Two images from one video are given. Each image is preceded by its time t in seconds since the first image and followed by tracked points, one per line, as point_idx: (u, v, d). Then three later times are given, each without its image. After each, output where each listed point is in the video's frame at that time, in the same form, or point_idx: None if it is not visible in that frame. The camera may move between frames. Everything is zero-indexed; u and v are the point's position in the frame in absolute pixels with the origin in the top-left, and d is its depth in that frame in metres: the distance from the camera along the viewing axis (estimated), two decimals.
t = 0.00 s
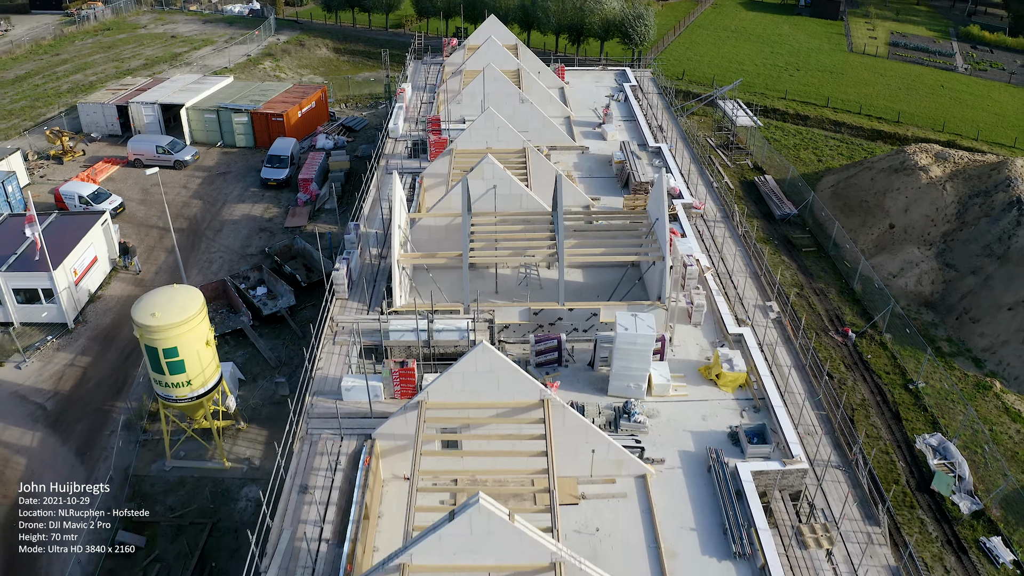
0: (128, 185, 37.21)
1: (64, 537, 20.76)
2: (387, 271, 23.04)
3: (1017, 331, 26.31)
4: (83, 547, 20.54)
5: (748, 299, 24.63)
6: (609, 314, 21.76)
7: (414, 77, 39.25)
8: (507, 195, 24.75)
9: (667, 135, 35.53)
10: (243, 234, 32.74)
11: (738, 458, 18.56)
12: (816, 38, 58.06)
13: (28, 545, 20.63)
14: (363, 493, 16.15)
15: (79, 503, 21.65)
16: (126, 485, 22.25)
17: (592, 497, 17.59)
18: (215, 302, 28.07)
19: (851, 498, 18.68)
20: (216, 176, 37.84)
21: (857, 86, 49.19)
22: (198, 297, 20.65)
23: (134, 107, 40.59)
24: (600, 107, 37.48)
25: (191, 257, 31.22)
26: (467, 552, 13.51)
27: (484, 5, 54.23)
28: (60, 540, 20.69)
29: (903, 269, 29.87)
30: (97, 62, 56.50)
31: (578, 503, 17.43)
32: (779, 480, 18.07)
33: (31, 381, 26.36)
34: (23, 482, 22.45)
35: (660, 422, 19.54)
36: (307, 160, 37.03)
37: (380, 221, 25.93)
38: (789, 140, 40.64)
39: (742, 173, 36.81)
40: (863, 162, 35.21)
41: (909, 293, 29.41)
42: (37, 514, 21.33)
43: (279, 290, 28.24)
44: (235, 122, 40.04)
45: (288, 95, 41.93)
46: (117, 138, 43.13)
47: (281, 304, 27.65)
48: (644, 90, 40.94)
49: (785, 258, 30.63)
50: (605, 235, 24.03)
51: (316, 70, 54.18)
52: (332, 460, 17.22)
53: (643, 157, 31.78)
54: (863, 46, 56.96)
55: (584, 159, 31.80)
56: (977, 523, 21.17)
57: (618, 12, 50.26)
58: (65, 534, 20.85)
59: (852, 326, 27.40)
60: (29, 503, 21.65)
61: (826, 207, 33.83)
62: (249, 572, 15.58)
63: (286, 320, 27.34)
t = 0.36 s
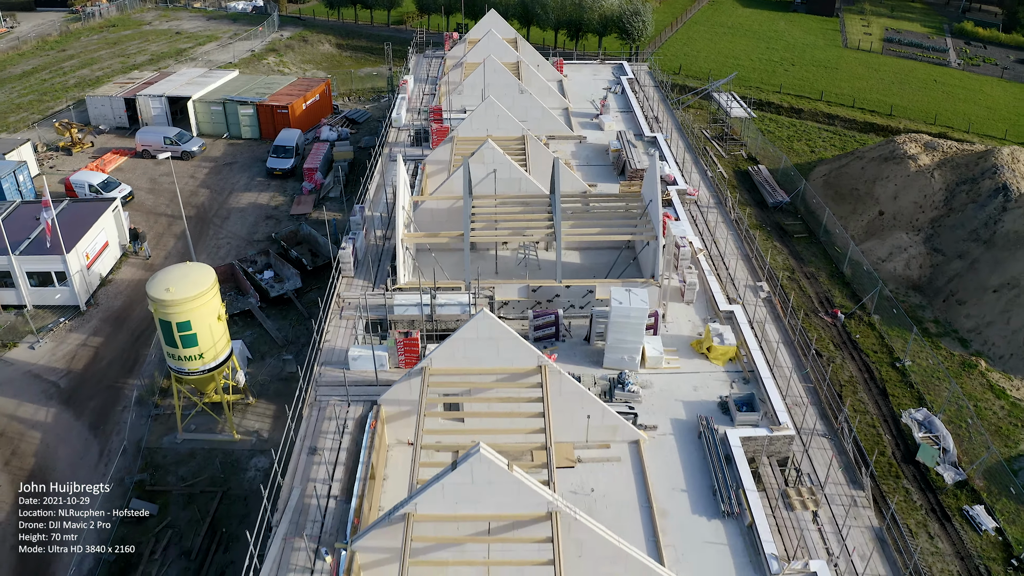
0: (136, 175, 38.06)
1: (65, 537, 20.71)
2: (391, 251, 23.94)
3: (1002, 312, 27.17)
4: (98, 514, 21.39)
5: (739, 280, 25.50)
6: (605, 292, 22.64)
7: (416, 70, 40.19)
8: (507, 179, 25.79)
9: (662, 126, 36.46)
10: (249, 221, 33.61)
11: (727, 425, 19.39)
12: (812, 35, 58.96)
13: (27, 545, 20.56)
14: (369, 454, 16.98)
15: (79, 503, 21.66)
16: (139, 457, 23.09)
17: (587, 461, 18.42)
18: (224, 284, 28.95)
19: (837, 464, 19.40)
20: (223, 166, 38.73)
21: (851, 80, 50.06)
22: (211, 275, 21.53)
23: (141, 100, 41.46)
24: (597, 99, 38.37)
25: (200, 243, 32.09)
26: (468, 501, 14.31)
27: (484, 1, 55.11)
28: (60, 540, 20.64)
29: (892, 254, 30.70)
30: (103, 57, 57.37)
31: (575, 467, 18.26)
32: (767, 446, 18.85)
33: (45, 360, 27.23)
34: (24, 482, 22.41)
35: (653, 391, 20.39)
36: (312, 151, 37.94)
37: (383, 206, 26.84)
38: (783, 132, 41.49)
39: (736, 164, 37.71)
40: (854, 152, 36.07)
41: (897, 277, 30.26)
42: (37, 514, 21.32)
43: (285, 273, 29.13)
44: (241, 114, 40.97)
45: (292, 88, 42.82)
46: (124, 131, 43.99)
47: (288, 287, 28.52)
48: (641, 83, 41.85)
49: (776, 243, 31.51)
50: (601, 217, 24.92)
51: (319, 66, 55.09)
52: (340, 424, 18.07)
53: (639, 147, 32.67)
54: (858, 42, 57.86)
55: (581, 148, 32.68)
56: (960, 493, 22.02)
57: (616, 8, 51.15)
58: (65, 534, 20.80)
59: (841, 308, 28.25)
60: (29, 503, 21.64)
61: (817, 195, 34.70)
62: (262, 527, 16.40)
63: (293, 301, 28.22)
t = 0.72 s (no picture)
0: (144, 165, 38.95)
1: (64, 537, 20.72)
2: (394, 233, 24.87)
3: (986, 293, 28.07)
4: (111, 483, 22.28)
5: (730, 261, 26.41)
6: (600, 270, 23.53)
7: (418, 63, 41.16)
8: (506, 163, 26.88)
9: (658, 117, 37.38)
10: (256, 209, 34.50)
11: (717, 394, 20.24)
12: (807, 30, 59.89)
13: (27, 545, 20.52)
14: (375, 418, 17.85)
15: (79, 503, 21.64)
16: (151, 429, 23.96)
17: (582, 427, 19.25)
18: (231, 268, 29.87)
19: (823, 432, 20.20)
20: (229, 157, 39.65)
21: (845, 75, 50.96)
22: (222, 253, 22.38)
23: (149, 93, 42.36)
24: (594, 91, 39.29)
25: (207, 229, 32.97)
26: (468, 455, 15.25)
27: None
28: (60, 540, 20.63)
29: (881, 239, 31.57)
30: (109, 53, 58.28)
31: (570, 432, 19.08)
32: (755, 414, 19.61)
33: (58, 341, 28.11)
34: (25, 482, 22.39)
35: (646, 363, 21.29)
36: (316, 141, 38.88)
37: (386, 190, 27.78)
38: (776, 124, 42.37)
39: (730, 154, 38.63)
40: (846, 142, 36.98)
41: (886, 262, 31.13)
42: (37, 514, 21.28)
43: (291, 257, 30.06)
44: (246, 106, 41.91)
45: (296, 81, 43.75)
46: (132, 123, 44.89)
47: (294, 270, 29.44)
48: (638, 76, 42.77)
49: (768, 229, 32.42)
50: (596, 200, 25.86)
51: (322, 61, 55.99)
52: (346, 391, 18.97)
53: (635, 135, 33.57)
54: (853, 38, 58.80)
55: (578, 137, 33.56)
56: (943, 463, 22.86)
57: (613, 4, 51.93)
58: (65, 534, 20.80)
59: (830, 290, 29.13)
60: (28, 503, 21.58)
61: (809, 184, 35.59)
62: (272, 486, 17.26)
63: (299, 284, 29.12)
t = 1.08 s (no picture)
0: (151, 156, 39.86)
1: (65, 537, 20.66)
2: (398, 216, 25.80)
3: (971, 276, 28.99)
4: (124, 454, 23.15)
5: (722, 244, 27.34)
6: (595, 251, 24.45)
7: (419, 57, 42.09)
8: (505, 150, 27.86)
9: (653, 109, 38.30)
10: (261, 197, 35.42)
11: (707, 366, 21.12)
12: (802, 27, 60.84)
13: (27, 545, 20.43)
14: (379, 386, 18.75)
15: (79, 503, 21.59)
16: (162, 405, 24.84)
17: (578, 396, 20.11)
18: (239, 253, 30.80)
19: (809, 402, 21.06)
20: (235, 148, 40.57)
21: (839, 70, 51.87)
22: (232, 234, 23.28)
23: (156, 86, 43.29)
24: (592, 83, 40.19)
25: (214, 217, 33.88)
26: (469, 415, 16.26)
27: None
28: (60, 540, 20.59)
29: (870, 226, 32.45)
30: (114, 49, 59.18)
31: (566, 402, 19.92)
32: (743, 385, 20.41)
33: (70, 323, 29.00)
34: (24, 483, 22.25)
35: (639, 338, 22.20)
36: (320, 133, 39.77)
37: (389, 177, 28.73)
38: (770, 116, 43.29)
39: (724, 145, 39.55)
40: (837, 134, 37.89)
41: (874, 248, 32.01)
42: (36, 515, 21.18)
43: (297, 243, 31.01)
44: (251, 99, 42.88)
45: (299, 75, 44.71)
46: (138, 116, 45.79)
47: (299, 255, 30.38)
48: (634, 70, 43.71)
49: (760, 217, 33.35)
50: (592, 185, 26.78)
51: (325, 56, 56.91)
52: (352, 361, 19.90)
53: (631, 126, 34.48)
54: (847, 34, 59.72)
55: (576, 128, 34.44)
56: (927, 436, 23.72)
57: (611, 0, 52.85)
58: (66, 534, 20.74)
59: (819, 273, 30.04)
60: (28, 503, 21.46)
61: (801, 174, 36.50)
62: (282, 449, 18.14)
63: (305, 268, 30.06)
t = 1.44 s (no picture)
0: (159, 147, 40.77)
1: (65, 536, 20.70)
2: (401, 201, 26.75)
3: (957, 261, 29.88)
4: (137, 428, 24.02)
5: (714, 229, 28.26)
6: (591, 233, 25.38)
7: (421, 51, 43.04)
8: (505, 138, 28.81)
9: (649, 101, 39.22)
10: (267, 187, 36.33)
11: (698, 341, 21.99)
12: (797, 23, 61.79)
13: (27, 545, 20.65)
14: (384, 356, 19.65)
15: (80, 503, 21.61)
16: (173, 381, 25.72)
17: (574, 369, 20.98)
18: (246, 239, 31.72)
19: (795, 375, 21.95)
20: (240, 140, 41.50)
21: (833, 65, 52.80)
22: (242, 216, 24.18)
23: (162, 80, 44.20)
24: (589, 77, 41.10)
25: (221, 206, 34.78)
26: (470, 378, 17.25)
27: None
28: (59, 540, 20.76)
29: (860, 213, 33.31)
30: (120, 45, 60.09)
31: (563, 373, 20.77)
32: (732, 358, 21.26)
33: (82, 305, 29.89)
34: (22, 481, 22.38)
35: (632, 315, 23.11)
36: (324, 125, 40.69)
37: (392, 164, 29.68)
38: (764, 109, 44.21)
39: (719, 137, 40.48)
40: (829, 125, 38.86)
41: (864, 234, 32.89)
42: (36, 513, 21.38)
43: (302, 229, 31.92)
44: (256, 93, 43.84)
45: (303, 69, 45.67)
46: (145, 110, 46.70)
47: (305, 241, 31.32)
48: (631, 64, 44.63)
49: (753, 205, 34.28)
50: (588, 170, 27.70)
51: (327, 52, 57.85)
52: (358, 335, 20.83)
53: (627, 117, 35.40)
54: (841, 30, 60.69)
55: (573, 118, 35.33)
56: (912, 411, 24.60)
57: None
58: (66, 534, 20.78)
59: (809, 258, 30.95)
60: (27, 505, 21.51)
61: (793, 164, 37.44)
62: (291, 416, 19.01)
63: (310, 254, 31.00)
